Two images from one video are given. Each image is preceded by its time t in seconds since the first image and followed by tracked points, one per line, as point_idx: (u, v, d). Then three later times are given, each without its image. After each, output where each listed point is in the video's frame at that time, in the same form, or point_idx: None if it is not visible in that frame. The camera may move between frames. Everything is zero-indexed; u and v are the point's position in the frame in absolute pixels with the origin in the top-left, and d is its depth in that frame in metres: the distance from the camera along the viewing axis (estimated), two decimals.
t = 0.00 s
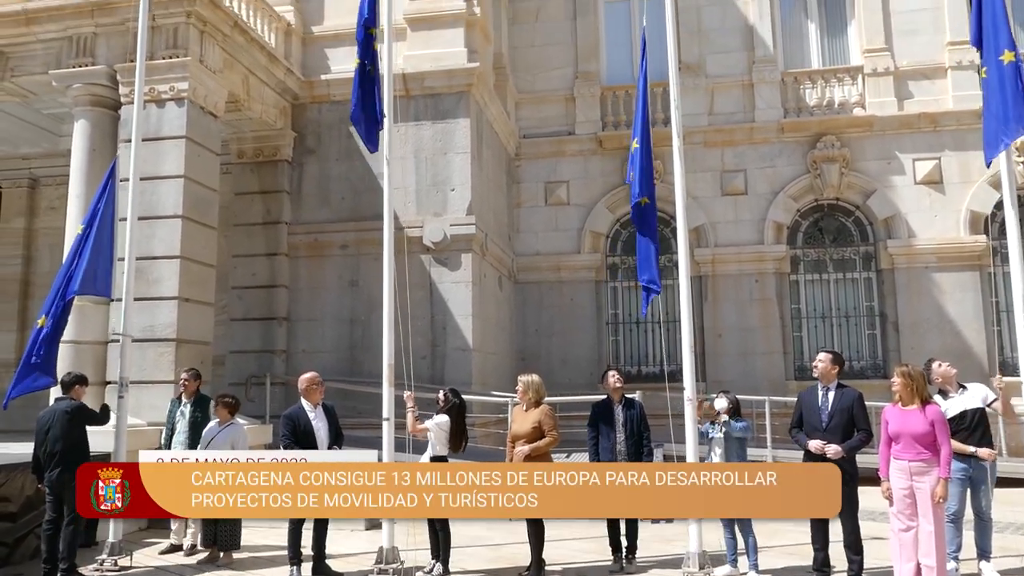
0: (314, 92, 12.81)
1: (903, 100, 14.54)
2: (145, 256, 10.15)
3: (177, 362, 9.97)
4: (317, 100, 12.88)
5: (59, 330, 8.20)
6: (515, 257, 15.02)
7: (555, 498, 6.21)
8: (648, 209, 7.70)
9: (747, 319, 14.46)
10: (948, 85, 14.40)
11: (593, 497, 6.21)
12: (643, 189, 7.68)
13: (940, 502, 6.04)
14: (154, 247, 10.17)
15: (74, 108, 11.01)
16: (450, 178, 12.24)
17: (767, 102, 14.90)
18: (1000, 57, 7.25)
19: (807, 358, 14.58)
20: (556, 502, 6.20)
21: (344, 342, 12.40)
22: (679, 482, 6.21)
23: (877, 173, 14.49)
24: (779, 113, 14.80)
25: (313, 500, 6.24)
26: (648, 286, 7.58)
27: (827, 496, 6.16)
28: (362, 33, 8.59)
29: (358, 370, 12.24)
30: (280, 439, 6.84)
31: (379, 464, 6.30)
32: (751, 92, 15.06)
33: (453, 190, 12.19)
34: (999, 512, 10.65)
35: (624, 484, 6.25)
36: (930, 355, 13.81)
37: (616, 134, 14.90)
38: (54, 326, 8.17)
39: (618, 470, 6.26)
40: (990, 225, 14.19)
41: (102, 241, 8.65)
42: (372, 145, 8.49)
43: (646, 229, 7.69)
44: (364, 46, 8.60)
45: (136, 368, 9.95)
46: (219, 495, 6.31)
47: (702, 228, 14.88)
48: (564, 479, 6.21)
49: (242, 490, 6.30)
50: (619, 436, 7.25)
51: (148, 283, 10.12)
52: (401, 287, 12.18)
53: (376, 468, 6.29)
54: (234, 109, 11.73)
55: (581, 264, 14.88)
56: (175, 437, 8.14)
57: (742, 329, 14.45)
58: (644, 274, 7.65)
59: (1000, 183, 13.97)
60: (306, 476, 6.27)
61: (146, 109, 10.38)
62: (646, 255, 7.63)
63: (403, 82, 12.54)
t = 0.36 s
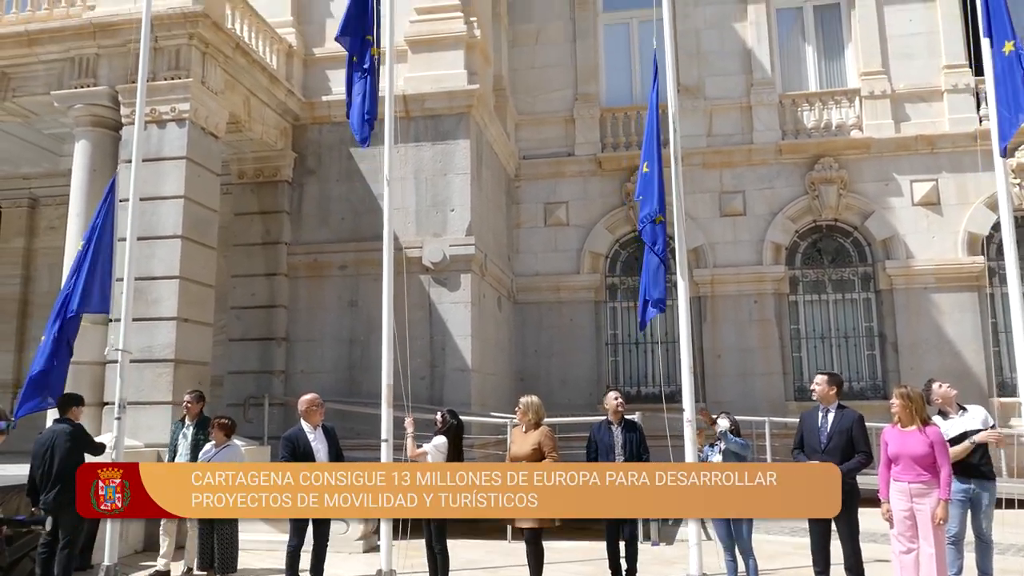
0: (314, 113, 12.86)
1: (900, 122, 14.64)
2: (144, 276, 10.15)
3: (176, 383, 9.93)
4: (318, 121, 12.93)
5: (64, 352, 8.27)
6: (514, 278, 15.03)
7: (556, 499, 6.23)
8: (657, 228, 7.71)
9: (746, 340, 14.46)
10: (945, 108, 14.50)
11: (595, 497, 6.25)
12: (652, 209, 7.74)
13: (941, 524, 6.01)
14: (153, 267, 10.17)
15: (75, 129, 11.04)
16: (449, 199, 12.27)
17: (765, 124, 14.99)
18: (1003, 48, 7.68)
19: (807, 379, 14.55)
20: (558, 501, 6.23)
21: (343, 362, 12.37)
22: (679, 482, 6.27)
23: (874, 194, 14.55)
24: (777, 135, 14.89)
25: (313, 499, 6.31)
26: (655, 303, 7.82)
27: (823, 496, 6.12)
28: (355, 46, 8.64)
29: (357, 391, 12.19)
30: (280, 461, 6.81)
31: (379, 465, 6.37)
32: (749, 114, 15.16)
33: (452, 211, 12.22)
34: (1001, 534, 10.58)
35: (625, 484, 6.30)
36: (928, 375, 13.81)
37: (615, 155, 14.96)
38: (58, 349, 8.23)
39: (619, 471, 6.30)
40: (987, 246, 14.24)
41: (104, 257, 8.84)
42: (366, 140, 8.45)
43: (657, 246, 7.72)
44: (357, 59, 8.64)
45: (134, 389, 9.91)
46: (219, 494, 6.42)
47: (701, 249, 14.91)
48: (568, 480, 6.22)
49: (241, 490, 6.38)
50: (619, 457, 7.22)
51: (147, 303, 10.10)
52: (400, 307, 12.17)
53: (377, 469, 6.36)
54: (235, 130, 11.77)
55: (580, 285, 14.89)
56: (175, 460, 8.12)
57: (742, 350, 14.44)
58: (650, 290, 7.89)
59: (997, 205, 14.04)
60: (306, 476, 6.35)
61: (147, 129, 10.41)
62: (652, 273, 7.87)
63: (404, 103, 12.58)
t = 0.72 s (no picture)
0: (311, 135, 12.89)
1: (892, 146, 14.76)
2: (138, 298, 10.11)
3: (169, 407, 9.86)
4: (314, 143, 12.95)
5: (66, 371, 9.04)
6: (509, 300, 15.03)
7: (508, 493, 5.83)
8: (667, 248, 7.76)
9: (741, 362, 14.45)
10: (936, 132, 14.63)
11: (550, 493, 5.84)
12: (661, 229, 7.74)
13: (938, 548, 5.96)
14: (148, 288, 10.14)
15: (71, 150, 11.02)
16: (445, 221, 12.29)
17: (759, 147, 15.10)
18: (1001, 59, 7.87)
19: (802, 402, 14.53)
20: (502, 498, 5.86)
21: (338, 385, 12.30)
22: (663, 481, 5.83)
23: (868, 217, 14.63)
24: (771, 158, 14.99)
25: (291, 501, 5.88)
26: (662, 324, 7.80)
27: (783, 498, 5.89)
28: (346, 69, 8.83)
29: (351, 413, 12.11)
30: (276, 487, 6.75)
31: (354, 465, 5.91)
32: (743, 137, 15.26)
33: (448, 233, 12.23)
34: (998, 557, 10.53)
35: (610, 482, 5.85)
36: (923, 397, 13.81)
37: (611, 178, 15.03)
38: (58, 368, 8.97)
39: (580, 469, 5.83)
40: (980, 269, 14.31)
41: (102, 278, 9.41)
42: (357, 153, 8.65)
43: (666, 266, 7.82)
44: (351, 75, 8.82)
45: (126, 413, 9.84)
46: (191, 493, 5.84)
47: (697, 271, 14.94)
48: (556, 479, 5.82)
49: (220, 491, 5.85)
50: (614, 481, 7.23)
51: (141, 326, 10.04)
52: (395, 329, 12.14)
53: (349, 469, 5.91)
54: (231, 151, 11.79)
55: (576, 307, 14.89)
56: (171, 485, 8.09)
57: (737, 373, 14.43)
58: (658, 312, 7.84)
59: (990, 228, 14.13)
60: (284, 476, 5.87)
61: (143, 151, 10.43)
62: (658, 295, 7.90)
63: (400, 125, 12.63)
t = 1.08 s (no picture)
0: (298, 155, 12.91)
1: (875, 167, 14.92)
2: (122, 317, 10.04)
3: (152, 426, 9.76)
4: (301, 163, 12.97)
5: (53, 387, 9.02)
6: (496, 319, 15.03)
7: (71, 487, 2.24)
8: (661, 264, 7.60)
9: (728, 382, 14.47)
10: (919, 154, 14.81)
11: (137, 494, 2.26)
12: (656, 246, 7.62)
13: (924, 569, 5.93)
14: (132, 308, 10.07)
15: (56, 168, 10.97)
16: (432, 241, 12.29)
17: (744, 168, 15.23)
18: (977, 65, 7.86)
19: (788, 422, 14.55)
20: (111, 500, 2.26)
21: (323, 405, 12.23)
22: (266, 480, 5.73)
23: (852, 238, 14.75)
24: (756, 179, 15.12)
25: None
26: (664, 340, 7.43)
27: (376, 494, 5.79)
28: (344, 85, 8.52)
29: (337, 433, 12.02)
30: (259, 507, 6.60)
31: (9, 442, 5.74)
32: (729, 158, 15.40)
33: (435, 253, 12.23)
34: None
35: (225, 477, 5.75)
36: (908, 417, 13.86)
37: (597, 198, 15.10)
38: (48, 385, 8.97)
39: (243, 467, 2.23)
40: (963, 289, 14.44)
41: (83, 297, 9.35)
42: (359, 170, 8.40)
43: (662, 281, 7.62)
44: (354, 89, 8.51)
45: (108, 433, 9.74)
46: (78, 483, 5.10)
47: (683, 290, 14.99)
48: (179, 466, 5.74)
49: None
50: (600, 502, 7.17)
51: (125, 344, 9.97)
52: (381, 349, 12.10)
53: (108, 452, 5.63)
54: (218, 170, 11.78)
55: (562, 326, 14.89)
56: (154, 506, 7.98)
57: (724, 393, 14.44)
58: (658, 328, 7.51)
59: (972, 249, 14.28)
60: None
61: (129, 170, 10.40)
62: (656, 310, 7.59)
63: (387, 145, 12.67)
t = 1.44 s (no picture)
0: (289, 176, 12.92)
1: (862, 192, 15.05)
2: (108, 338, 9.97)
3: (137, 450, 9.67)
4: (292, 184, 12.98)
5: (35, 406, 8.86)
6: (485, 341, 15.00)
7: None
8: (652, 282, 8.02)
9: (717, 405, 14.46)
10: (905, 180, 14.95)
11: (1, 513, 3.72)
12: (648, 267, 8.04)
13: None
14: (119, 329, 10.01)
15: (45, 188, 10.94)
16: (422, 263, 12.30)
17: (733, 192, 15.34)
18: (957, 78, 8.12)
19: (778, 446, 14.55)
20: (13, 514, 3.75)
21: (310, 428, 12.14)
22: None
23: (840, 262, 14.83)
24: (744, 204, 15.22)
25: None
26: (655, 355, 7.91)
27: None
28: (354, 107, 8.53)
29: (324, 456, 11.93)
30: (245, 531, 6.52)
31: None
32: (718, 183, 15.51)
33: (425, 275, 12.23)
34: None
35: None
36: (897, 441, 13.87)
37: (587, 221, 15.16)
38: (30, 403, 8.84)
39: None
40: (950, 313, 14.52)
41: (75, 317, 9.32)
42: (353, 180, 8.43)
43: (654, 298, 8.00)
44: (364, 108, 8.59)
45: (92, 456, 9.64)
46: None
47: (672, 314, 15.01)
48: None
49: None
50: (589, 527, 7.11)
51: (110, 366, 9.90)
52: (370, 371, 12.05)
53: None
54: (208, 192, 11.77)
55: (552, 349, 14.88)
56: (137, 528, 7.89)
57: (713, 417, 14.43)
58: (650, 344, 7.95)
59: (958, 273, 14.39)
60: None
61: (119, 191, 10.38)
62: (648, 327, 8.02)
63: (377, 167, 12.70)
